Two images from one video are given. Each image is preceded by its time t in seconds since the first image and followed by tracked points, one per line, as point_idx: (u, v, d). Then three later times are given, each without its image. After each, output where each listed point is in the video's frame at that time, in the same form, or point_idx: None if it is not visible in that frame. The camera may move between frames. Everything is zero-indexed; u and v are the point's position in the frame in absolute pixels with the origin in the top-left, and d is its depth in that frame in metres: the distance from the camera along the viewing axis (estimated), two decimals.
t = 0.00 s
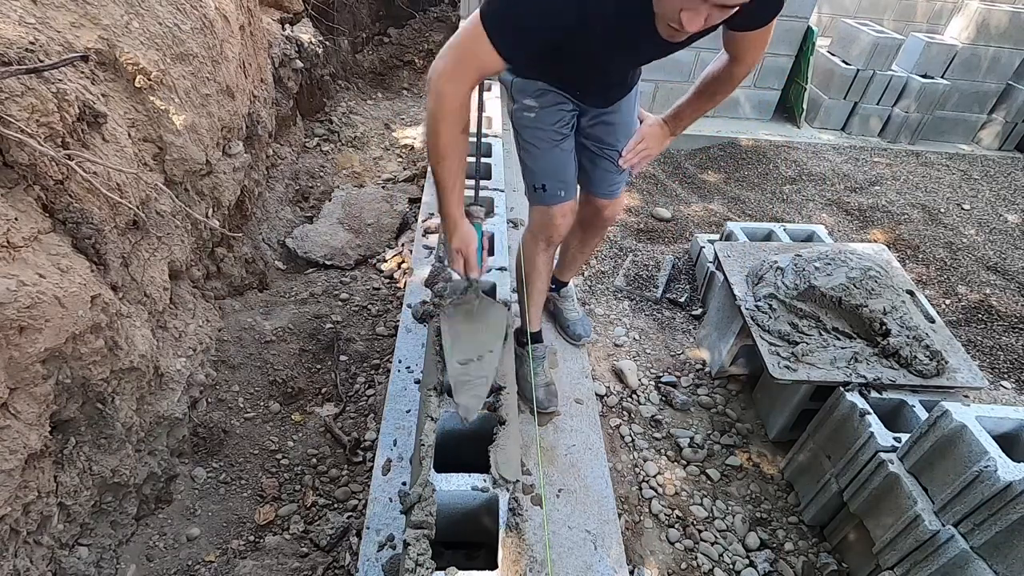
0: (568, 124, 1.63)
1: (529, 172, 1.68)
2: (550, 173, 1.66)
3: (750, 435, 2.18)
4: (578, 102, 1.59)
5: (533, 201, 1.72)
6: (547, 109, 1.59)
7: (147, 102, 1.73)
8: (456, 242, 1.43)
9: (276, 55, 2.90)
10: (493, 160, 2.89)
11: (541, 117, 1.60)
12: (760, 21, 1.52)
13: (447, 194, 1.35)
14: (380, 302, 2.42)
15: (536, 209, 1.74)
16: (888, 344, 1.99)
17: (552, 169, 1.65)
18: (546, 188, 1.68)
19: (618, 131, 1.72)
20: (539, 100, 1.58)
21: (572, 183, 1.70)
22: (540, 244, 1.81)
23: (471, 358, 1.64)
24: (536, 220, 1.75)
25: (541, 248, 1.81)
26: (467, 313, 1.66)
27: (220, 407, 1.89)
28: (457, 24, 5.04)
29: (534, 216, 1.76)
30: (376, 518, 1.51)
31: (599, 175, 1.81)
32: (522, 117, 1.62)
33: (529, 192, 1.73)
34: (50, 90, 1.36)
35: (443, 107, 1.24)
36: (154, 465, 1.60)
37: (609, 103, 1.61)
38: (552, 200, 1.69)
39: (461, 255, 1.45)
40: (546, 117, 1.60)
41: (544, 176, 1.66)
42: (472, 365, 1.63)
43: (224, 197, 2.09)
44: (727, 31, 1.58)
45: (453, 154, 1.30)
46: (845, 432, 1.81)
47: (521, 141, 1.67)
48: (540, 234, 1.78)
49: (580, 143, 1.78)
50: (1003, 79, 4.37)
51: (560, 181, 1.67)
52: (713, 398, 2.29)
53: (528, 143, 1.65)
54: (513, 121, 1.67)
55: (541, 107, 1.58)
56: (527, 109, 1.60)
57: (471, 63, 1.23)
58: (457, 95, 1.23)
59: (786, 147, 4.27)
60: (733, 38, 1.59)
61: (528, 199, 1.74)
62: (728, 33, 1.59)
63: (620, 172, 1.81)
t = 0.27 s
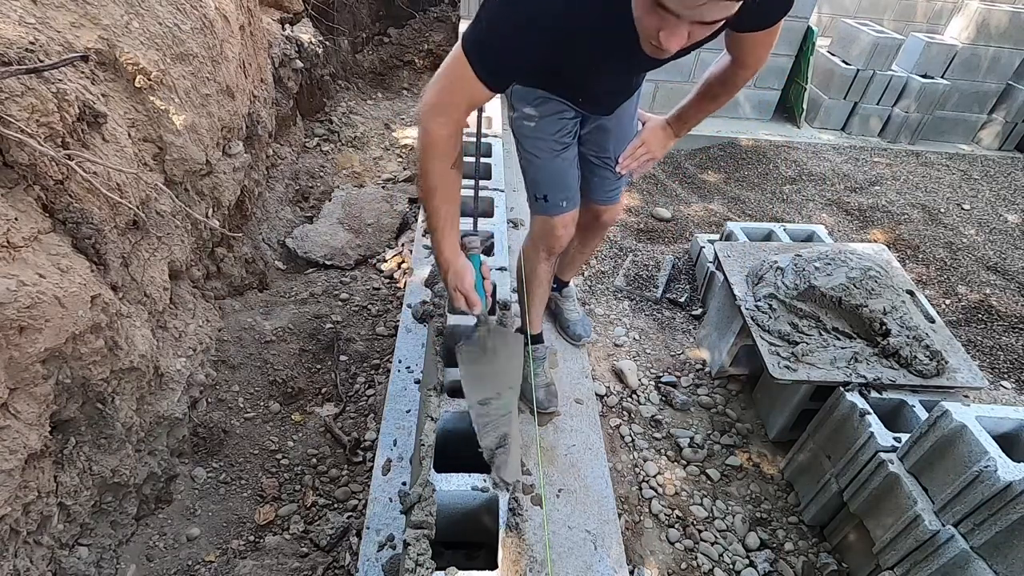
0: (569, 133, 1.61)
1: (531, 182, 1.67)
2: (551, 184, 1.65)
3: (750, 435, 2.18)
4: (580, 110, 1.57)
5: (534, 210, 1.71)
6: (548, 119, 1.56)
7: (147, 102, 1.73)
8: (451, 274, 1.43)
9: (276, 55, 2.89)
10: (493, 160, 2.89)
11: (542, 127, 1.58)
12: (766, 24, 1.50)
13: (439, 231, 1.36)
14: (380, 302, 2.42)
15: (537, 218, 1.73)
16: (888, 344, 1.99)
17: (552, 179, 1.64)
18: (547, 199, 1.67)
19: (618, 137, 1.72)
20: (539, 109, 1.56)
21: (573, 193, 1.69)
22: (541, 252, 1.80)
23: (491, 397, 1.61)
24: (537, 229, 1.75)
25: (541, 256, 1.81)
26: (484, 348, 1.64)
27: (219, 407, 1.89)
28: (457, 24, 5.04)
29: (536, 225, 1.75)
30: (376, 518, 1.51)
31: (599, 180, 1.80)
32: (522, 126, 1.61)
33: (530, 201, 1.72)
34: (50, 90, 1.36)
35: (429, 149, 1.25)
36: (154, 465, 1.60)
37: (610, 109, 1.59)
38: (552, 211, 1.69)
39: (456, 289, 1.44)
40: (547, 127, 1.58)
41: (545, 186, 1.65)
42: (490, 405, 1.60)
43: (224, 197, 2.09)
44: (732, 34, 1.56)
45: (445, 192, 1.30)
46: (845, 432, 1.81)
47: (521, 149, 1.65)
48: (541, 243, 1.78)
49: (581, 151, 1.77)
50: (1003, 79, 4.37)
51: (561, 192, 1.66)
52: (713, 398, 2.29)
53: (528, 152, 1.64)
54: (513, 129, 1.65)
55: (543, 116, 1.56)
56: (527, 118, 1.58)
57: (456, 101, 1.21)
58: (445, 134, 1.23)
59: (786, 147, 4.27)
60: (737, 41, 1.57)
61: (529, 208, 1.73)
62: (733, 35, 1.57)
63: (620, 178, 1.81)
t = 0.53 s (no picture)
0: (568, 137, 1.61)
1: (530, 187, 1.67)
2: (550, 189, 1.65)
3: (750, 435, 2.18)
4: (579, 114, 1.56)
5: (534, 214, 1.72)
6: (547, 124, 1.56)
7: (147, 102, 1.73)
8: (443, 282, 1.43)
9: (276, 55, 2.89)
10: (493, 160, 2.89)
11: (541, 132, 1.58)
12: (770, 27, 1.49)
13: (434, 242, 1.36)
14: (380, 302, 2.42)
15: (536, 222, 1.73)
16: (888, 344, 1.99)
17: (551, 184, 1.64)
18: (546, 204, 1.67)
19: (618, 139, 1.72)
20: (537, 113, 1.55)
21: (572, 197, 1.69)
22: (540, 256, 1.80)
23: (488, 412, 1.53)
24: (536, 233, 1.75)
25: (540, 260, 1.82)
26: (479, 361, 1.58)
27: (219, 407, 1.89)
28: (457, 24, 5.04)
29: (535, 229, 1.76)
30: (376, 518, 1.51)
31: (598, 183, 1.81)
32: (520, 130, 1.60)
33: (529, 205, 1.73)
34: (50, 90, 1.36)
35: (420, 160, 1.25)
36: (154, 465, 1.60)
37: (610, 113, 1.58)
38: (552, 215, 1.69)
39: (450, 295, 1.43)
40: (545, 132, 1.58)
41: (543, 192, 1.65)
42: (487, 419, 1.52)
43: (224, 197, 2.09)
44: (735, 37, 1.56)
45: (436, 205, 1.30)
46: (845, 432, 1.81)
47: (520, 154, 1.65)
48: (540, 246, 1.78)
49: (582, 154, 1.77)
50: (1004, 79, 4.37)
51: (560, 197, 1.66)
52: (713, 398, 2.29)
53: (527, 157, 1.64)
54: (512, 133, 1.65)
55: (541, 121, 1.56)
56: (526, 123, 1.58)
57: (444, 115, 1.20)
58: (435, 147, 1.23)
59: (786, 147, 4.27)
60: (741, 43, 1.56)
61: (529, 213, 1.74)
62: (736, 38, 1.56)
63: (621, 180, 1.81)
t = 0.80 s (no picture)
0: (565, 138, 1.61)
1: (527, 189, 1.67)
2: (548, 190, 1.65)
3: (749, 435, 2.18)
4: (576, 115, 1.56)
5: (531, 215, 1.72)
6: (544, 125, 1.55)
7: (147, 102, 1.73)
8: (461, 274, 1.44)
9: (276, 55, 2.89)
10: (493, 160, 2.89)
11: (538, 133, 1.57)
12: (768, 26, 1.50)
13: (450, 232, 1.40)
14: (380, 302, 2.42)
15: (534, 222, 1.73)
16: (888, 345, 1.99)
17: (549, 185, 1.64)
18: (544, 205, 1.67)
19: (615, 139, 1.71)
20: (534, 115, 1.55)
21: (570, 197, 1.69)
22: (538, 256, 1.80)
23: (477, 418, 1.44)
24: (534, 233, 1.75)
25: (539, 259, 1.82)
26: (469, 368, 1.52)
27: (220, 407, 1.89)
28: (457, 24, 5.04)
29: (533, 230, 1.76)
30: (376, 518, 1.51)
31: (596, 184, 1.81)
32: (517, 131, 1.60)
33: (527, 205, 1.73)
34: (50, 90, 1.36)
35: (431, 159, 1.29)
36: (154, 465, 1.60)
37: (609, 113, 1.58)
38: (549, 216, 1.69)
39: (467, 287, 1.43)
40: (542, 133, 1.57)
41: (540, 193, 1.66)
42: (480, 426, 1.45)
43: (224, 197, 2.09)
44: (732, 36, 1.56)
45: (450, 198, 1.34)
46: (845, 432, 1.81)
47: (517, 154, 1.65)
48: (538, 246, 1.78)
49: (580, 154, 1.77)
50: (1004, 79, 4.37)
51: (558, 197, 1.66)
52: (713, 398, 2.29)
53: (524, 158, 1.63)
54: (508, 134, 1.64)
55: (538, 122, 1.55)
56: (522, 124, 1.57)
57: (447, 111, 1.24)
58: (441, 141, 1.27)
59: (786, 147, 4.27)
60: (738, 41, 1.57)
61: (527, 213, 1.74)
62: (735, 37, 1.56)
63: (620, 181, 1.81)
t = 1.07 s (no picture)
0: (563, 138, 1.62)
1: (525, 188, 1.68)
2: (545, 189, 1.65)
3: (749, 435, 2.18)
4: (575, 113, 1.57)
5: (529, 214, 1.72)
6: (542, 124, 1.56)
7: (148, 102, 1.73)
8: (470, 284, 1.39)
9: (276, 55, 2.89)
10: (493, 160, 2.89)
11: (536, 132, 1.58)
12: (764, 15, 1.50)
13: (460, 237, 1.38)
14: (380, 302, 2.42)
15: (532, 221, 1.74)
16: (888, 344, 1.99)
17: (547, 184, 1.64)
18: (542, 203, 1.68)
19: (615, 136, 1.71)
20: (533, 113, 1.55)
21: (568, 197, 1.69)
22: (536, 256, 1.81)
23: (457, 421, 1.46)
24: (532, 233, 1.75)
25: (537, 259, 1.82)
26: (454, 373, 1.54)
27: (220, 407, 1.89)
28: (457, 24, 5.04)
29: (531, 229, 1.76)
30: (376, 518, 1.51)
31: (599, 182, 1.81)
32: (515, 131, 1.61)
33: (525, 205, 1.73)
34: (50, 90, 1.36)
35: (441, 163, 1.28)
36: (154, 465, 1.60)
37: (607, 110, 1.59)
38: (547, 215, 1.70)
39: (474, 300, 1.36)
40: (541, 132, 1.58)
41: (538, 192, 1.66)
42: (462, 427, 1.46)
43: (224, 197, 2.09)
44: (728, 25, 1.57)
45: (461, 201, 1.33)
46: (845, 432, 1.81)
47: (516, 154, 1.66)
48: (535, 245, 1.78)
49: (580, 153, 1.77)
50: (1003, 79, 4.38)
51: (556, 196, 1.67)
52: (713, 398, 2.29)
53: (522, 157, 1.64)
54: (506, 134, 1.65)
55: (536, 121, 1.56)
56: (521, 123, 1.58)
57: (454, 115, 1.23)
58: (450, 147, 1.26)
59: (786, 147, 4.27)
60: (733, 32, 1.58)
61: (525, 212, 1.74)
62: (732, 26, 1.56)
63: (621, 180, 1.81)
